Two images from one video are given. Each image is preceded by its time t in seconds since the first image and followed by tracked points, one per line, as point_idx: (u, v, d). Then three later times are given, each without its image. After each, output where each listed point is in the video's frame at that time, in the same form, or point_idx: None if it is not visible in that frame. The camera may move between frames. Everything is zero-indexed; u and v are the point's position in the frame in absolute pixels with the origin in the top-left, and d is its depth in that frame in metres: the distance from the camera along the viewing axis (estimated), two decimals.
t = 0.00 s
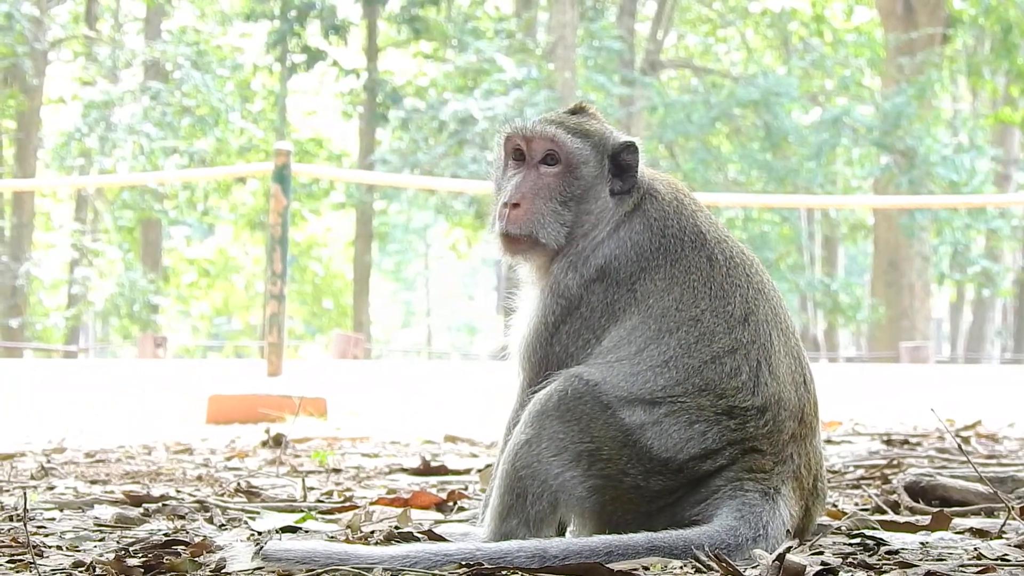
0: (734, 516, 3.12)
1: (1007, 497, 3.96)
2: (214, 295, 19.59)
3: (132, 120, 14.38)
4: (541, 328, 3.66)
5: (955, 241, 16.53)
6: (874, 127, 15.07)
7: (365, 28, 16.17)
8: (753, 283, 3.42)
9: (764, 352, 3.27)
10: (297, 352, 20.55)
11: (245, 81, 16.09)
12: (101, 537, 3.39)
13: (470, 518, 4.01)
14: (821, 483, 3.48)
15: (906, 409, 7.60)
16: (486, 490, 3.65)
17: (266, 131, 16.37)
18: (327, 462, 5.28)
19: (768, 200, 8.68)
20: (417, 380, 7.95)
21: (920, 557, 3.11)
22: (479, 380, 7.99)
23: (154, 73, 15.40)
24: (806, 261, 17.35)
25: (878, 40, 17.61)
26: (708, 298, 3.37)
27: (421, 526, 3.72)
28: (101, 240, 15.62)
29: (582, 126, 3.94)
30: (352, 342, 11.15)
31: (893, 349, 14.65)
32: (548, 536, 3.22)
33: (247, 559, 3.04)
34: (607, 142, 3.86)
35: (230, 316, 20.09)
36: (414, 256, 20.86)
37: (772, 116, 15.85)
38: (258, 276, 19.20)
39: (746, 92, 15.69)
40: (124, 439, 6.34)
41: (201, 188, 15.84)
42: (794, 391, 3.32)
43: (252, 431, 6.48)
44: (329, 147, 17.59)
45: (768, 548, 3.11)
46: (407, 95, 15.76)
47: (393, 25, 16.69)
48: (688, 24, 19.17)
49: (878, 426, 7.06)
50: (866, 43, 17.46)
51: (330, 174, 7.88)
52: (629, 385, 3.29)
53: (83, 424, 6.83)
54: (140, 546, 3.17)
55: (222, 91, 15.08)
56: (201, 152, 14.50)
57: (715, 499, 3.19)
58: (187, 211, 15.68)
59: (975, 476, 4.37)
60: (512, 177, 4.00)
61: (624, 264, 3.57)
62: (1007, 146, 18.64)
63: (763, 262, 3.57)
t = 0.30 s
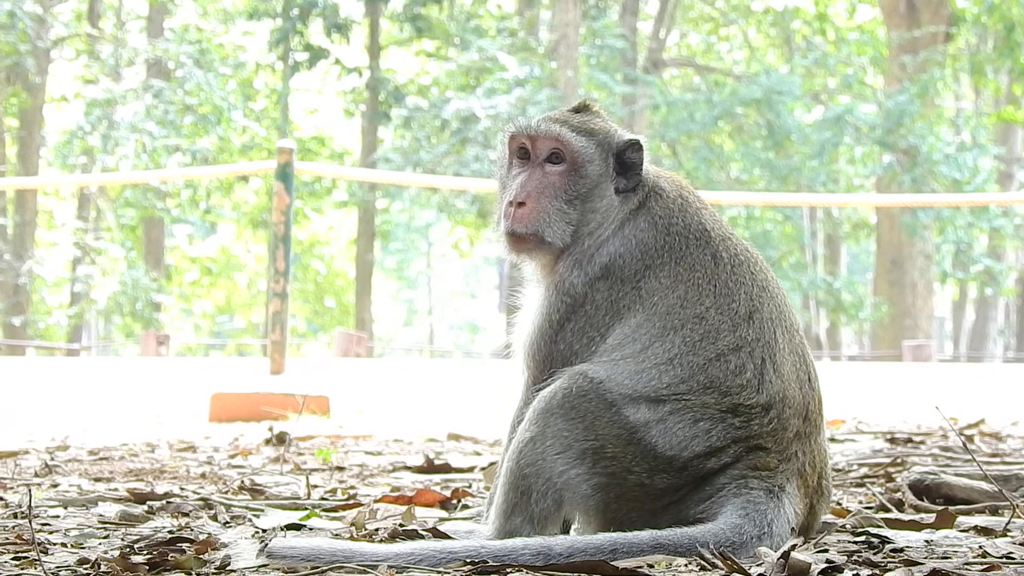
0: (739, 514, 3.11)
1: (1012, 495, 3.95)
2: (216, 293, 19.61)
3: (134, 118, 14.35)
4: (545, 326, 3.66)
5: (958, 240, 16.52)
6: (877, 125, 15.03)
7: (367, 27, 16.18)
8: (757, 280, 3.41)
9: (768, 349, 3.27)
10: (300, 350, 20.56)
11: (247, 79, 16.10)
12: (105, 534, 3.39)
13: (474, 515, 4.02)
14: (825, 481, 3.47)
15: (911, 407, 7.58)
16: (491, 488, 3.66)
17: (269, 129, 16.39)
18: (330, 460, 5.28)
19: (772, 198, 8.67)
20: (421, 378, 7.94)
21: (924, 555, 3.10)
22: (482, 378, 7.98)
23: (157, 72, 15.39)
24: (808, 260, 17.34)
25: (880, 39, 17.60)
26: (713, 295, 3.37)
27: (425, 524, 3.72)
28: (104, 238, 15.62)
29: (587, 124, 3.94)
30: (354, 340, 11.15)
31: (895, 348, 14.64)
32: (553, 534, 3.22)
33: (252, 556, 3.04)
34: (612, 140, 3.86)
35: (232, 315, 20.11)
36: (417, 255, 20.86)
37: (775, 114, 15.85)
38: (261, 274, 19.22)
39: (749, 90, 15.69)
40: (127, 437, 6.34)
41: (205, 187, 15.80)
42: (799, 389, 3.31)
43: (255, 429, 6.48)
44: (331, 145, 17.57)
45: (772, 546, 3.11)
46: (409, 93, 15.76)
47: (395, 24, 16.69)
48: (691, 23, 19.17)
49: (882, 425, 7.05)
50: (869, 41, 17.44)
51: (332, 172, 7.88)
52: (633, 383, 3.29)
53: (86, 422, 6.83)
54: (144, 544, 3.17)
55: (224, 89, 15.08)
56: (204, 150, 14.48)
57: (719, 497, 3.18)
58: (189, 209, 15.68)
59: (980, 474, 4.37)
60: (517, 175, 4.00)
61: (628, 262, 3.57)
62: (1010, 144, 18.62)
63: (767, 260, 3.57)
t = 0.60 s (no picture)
0: (744, 510, 3.11)
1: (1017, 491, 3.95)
2: (219, 290, 19.63)
3: (137, 115, 14.31)
4: (550, 322, 3.66)
5: (961, 236, 16.52)
6: (879, 121, 15.01)
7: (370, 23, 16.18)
8: (762, 276, 3.41)
9: (774, 345, 3.27)
10: (303, 347, 20.58)
11: (249, 75, 16.08)
12: (110, 530, 3.39)
13: (479, 511, 4.01)
14: (831, 477, 3.47)
15: (915, 403, 7.58)
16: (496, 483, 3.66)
17: (271, 125, 16.41)
18: (334, 456, 5.28)
19: (775, 194, 8.66)
20: (424, 375, 7.94)
21: (930, 551, 3.10)
22: (485, 374, 7.98)
23: (159, 68, 15.38)
24: (811, 256, 17.34)
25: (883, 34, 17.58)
26: (718, 291, 3.36)
27: (430, 520, 3.72)
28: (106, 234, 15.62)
29: (592, 120, 3.93)
30: (357, 336, 11.15)
31: (898, 344, 14.62)
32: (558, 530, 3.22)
33: (257, 552, 3.04)
34: (617, 136, 3.85)
35: (235, 311, 20.13)
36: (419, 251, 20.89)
37: (777, 110, 15.83)
38: (264, 271, 19.23)
39: (751, 86, 15.69)
40: (130, 433, 6.34)
41: (207, 183, 15.73)
42: (804, 384, 3.31)
43: (259, 425, 6.48)
44: (333, 141, 17.58)
45: (778, 542, 3.11)
46: (412, 89, 15.76)
47: (398, 20, 16.69)
48: (693, 18, 19.16)
49: (886, 420, 7.04)
50: (871, 37, 17.42)
51: (335, 168, 7.87)
52: (638, 378, 3.29)
53: (89, 418, 6.83)
54: (149, 539, 3.18)
55: (226, 85, 15.07)
56: (206, 146, 14.44)
57: (724, 493, 3.18)
58: (191, 205, 15.68)
59: (985, 470, 4.36)
60: (523, 171, 3.99)
61: (634, 258, 3.56)
62: (1013, 140, 18.61)
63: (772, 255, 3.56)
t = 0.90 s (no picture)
0: (751, 503, 3.12)
1: None
2: (228, 285, 19.67)
3: (145, 110, 14.34)
4: (556, 315, 3.67)
5: (969, 230, 16.49)
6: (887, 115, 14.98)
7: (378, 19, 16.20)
8: (768, 268, 3.42)
9: (780, 338, 3.28)
10: (311, 341, 20.62)
11: (258, 70, 16.10)
12: (118, 525, 3.41)
13: (485, 505, 4.03)
14: (837, 470, 3.48)
15: (923, 396, 7.58)
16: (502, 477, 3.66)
17: (280, 120, 16.46)
18: (342, 450, 5.30)
19: (782, 188, 8.65)
20: (432, 370, 7.96)
21: (936, 543, 3.11)
22: (493, 369, 7.99)
23: (167, 63, 15.41)
24: (819, 250, 17.32)
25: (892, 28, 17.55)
26: (724, 284, 3.37)
27: (437, 513, 3.73)
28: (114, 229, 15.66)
29: (597, 114, 3.93)
30: (365, 331, 11.17)
31: (907, 338, 14.60)
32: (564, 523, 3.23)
33: (263, 547, 3.06)
34: (623, 130, 3.86)
35: (244, 306, 20.17)
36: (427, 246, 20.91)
37: (786, 104, 15.81)
38: (273, 266, 19.27)
39: (760, 80, 15.68)
40: (138, 428, 6.36)
41: (215, 178, 15.82)
42: (810, 377, 3.32)
43: (267, 420, 6.50)
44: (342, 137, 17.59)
45: (785, 534, 3.11)
46: (420, 84, 15.77)
47: (406, 15, 16.70)
48: (701, 13, 19.14)
49: (893, 414, 7.04)
50: (880, 30, 17.39)
51: (343, 163, 7.87)
52: (645, 372, 3.30)
53: (97, 414, 6.86)
54: (156, 534, 3.19)
55: (234, 81, 15.10)
56: (214, 141, 14.47)
57: (731, 486, 3.19)
58: (200, 200, 15.71)
59: (992, 462, 4.36)
60: (528, 166, 4.00)
61: (640, 252, 3.57)
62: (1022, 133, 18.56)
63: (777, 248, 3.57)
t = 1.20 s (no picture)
0: (757, 494, 3.12)
1: None
2: (234, 278, 19.70)
3: (151, 103, 14.38)
4: (561, 308, 3.68)
5: (975, 222, 16.48)
6: (894, 108, 14.97)
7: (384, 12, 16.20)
8: (773, 259, 3.42)
9: (786, 329, 3.28)
10: (318, 334, 20.66)
11: (264, 64, 16.12)
12: (124, 516, 3.42)
13: (492, 496, 4.04)
14: (844, 461, 3.48)
15: (929, 388, 7.57)
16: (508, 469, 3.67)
17: (286, 113, 16.48)
18: (348, 443, 5.31)
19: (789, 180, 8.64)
20: (438, 362, 7.97)
21: (942, 533, 3.11)
22: (499, 362, 7.99)
23: (174, 56, 15.42)
24: (825, 243, 17.31)
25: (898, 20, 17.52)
26: (730, 276, 3.37)
27: (443, 505, 3.74)
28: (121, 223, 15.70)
29: (602, 107, 3.94)
30: (372, 324, 11.18)
31: (913, 330, 14.60)
32: (570, 514, 3.23)
33: (269, 538, 3.06)
34: (627, 123, 3.86)
35: (251, 299, 20.21)
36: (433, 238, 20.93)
37: (792, 97, 15.79)
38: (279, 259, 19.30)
39: (766, 73, 15.67)
40: (144, 421, 6.38)
41: (222, 171, 15.85)
42: (816, 367, 3.32)
43: (273, 413, 6.52)
44: (349, 130, 17.61)
45: (791, 525, 3.12)
46: (426, 77, 15.78)
47: (412, 8, 16.72)
48: (707, 5, 19.12)
49: (899, 406, 7.04)
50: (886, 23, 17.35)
51: (350, 156, 7.88)
52: (651, 364, 3.30)
53: (103, 406, 6.87)
54: (162, 526, 3.21)
55: (241, 74, 15.12)
56: (220, 135, 14.49)
57: (737, 477, 3.20)
58: (206, 194, 15.73)
59: (998, 454, 4.36)
60: (533, 159, 4.00)
61: (645, 244, 3.58)
62: None
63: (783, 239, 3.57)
